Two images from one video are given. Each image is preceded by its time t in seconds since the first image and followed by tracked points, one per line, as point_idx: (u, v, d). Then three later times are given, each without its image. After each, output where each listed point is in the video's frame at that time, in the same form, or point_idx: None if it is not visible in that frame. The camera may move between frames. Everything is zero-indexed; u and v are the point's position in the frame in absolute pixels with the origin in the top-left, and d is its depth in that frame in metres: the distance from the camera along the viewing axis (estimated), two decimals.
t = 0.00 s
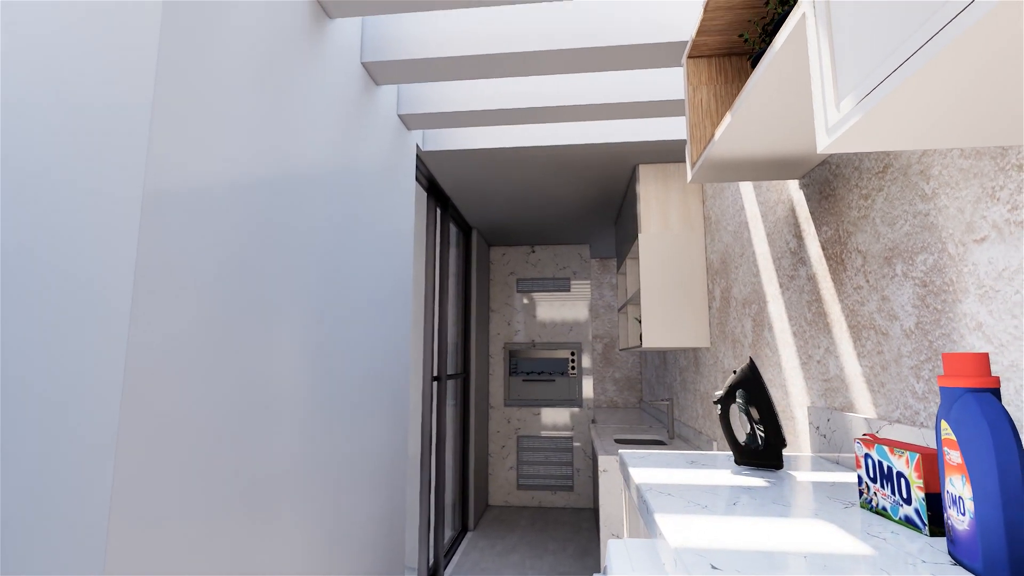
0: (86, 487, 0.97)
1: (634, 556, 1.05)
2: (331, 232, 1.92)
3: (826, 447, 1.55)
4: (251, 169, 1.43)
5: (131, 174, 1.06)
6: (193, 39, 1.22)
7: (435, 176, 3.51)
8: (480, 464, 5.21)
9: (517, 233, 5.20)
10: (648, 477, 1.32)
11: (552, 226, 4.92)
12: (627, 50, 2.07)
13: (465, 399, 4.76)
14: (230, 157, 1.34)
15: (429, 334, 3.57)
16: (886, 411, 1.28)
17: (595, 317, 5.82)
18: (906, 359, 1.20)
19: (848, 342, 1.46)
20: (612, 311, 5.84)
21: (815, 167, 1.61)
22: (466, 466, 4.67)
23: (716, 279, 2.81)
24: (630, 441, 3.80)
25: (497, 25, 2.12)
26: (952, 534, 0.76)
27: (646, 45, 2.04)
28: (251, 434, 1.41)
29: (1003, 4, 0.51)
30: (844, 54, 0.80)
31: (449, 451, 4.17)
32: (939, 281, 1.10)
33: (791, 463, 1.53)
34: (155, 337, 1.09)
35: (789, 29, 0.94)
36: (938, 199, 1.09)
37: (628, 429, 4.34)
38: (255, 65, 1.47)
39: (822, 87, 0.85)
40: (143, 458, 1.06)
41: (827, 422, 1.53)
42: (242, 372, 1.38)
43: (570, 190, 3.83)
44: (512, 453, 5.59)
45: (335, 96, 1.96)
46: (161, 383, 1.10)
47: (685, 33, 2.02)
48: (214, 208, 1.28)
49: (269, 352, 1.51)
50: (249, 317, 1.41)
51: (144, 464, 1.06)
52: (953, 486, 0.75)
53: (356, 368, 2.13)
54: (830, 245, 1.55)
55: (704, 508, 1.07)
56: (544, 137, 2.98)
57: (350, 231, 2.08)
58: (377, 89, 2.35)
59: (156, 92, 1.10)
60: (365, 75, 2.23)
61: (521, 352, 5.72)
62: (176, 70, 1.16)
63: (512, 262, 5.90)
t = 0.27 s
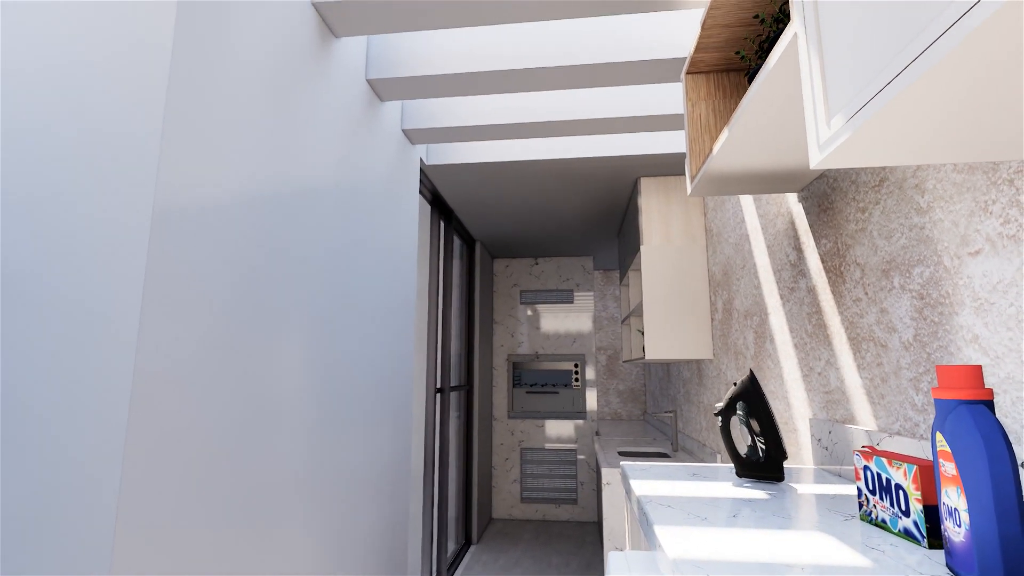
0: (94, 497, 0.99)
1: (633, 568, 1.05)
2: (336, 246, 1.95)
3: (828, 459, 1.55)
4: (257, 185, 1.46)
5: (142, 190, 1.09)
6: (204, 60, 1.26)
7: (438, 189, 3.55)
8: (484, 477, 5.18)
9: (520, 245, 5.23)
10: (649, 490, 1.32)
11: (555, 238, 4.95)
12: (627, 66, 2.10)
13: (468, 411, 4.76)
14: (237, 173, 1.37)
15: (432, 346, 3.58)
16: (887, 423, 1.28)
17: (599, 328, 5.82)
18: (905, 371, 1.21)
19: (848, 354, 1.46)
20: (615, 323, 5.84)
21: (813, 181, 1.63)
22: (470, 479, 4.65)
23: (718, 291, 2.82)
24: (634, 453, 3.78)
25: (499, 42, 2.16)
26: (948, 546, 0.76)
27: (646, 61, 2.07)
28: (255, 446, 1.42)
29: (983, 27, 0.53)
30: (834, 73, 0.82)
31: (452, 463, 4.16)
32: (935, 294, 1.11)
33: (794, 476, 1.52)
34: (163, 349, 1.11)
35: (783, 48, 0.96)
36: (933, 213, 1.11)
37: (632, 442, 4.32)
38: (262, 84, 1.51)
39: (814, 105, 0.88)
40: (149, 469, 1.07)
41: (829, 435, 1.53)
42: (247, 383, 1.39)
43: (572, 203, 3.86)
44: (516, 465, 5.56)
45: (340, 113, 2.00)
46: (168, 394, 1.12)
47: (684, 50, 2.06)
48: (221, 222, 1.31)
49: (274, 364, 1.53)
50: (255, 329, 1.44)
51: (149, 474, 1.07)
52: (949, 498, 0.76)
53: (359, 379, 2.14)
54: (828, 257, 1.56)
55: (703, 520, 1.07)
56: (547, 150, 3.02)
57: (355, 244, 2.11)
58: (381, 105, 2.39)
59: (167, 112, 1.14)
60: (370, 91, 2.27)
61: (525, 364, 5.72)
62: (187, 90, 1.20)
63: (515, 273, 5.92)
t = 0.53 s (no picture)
0: (103, 509, 1.01)
1: None
2: (342, 258, 1.98)
3: (832, 471, 1.54)
4: (265, 200, 1.50)
5: (153, 206, 1.12)
6: (215, 79, 1.29)
7: (443, 202, 3.59)
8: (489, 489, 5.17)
9: (525, 256, 5.25)
10: (651, 501, 1.33)
11: (559, 249, 4.97)
12: (628, 81, 2.13)
13: (473, 423, 4.75)
14: (245, 189, 1.41)
15: (437, 357, 3.60)
16: (889, 434, 1.28)
17: (603, 339, 5.82)
18: (905, 383, 1.21)
19: (849, 365, 1.47)
20: (620, 334, 5.84)
21: (813, 193, 1.64)
22: (474, 491, 4.64)
23: (722, 302, 2.82)
24: (639, 465, 3.76)
25: (502, 59, 2.20)
26: (947, 558, 0.77)
27: (646, 76, 2.11)
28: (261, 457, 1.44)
29: (963, 50, 0.55)
30: (827, 91, 0.84)
31: (457, 475, 4.15)
32: (934, 305, 1.11)
33: (797, 488, 1.52)
34: (172, 361, 1.13)
35: (778, 65, 0.99)
36: (930, 225, 1.12)
37: (637, 454, 4.30)
38: (271, 101, 1.55)
39: (808, 122, 0.89)
40: (158, 480, 1.09)
41: (832, 446, 1.53)
42: (254, 394, 1.42)
43: (576, 215, 3.89)
44: (521, 477, 5.54)
45: (347, 129, 2.05)
46: (176, 405, 1.14)
47: (684, 65, 2.09)
48: (230, 237, 1.34)
49: (280, 377, 1.55)
50: (262, 341, 1.46)
51: (158, 486, 1.09)
52: (947, 509, 0.76)
53: (364, 390, 2.16)
54: (829, 269, 1.57)
55: (704, 532, 1.08)
56: (550, 163, 3.05)
57: (360, 256, 2.14)
58: (387, 121, 2.44)
59: (179, 130, 1.17)
60: (375, 108, 2.31)
61: (529, 375, 5.72)
62: (198, 109, 1.24)
63: (520, 285, 5.94)
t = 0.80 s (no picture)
0: (113, 517, 1.03)
1: None
2: (348, 270, 2.00)
3: (838, 482, 1.54)
4: (273, 214, 1.53)
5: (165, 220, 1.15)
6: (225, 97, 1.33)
7: (449, 213, 3.62)
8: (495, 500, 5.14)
9: (530, 266, 5.27)
10: (654, 511, 1.33)
11: (564, 260, 4.99)
12: (630, 94, 2.16)
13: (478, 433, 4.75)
14: (254, 203, 1.44)
15: (443, 368, 3.61)
16: (893, 445, 1.28)
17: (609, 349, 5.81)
18: (908, 393, 1.21)
19: (853, 375, 1.46)
20: (626, 344, 5.82)
21: (815, 204, 1.65)
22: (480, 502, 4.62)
23: (726, 312, 2.82)
24: (646, 476, 3.74)
25: (506, 73, 2.24)
26: (948, 570, 0.76)
27: (648, 90, 2.13)
28: (267, 467, 1.46)
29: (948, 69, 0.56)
30: (821, 106, 0.85)
31: (462, 486, 4.14)
32: (935, 316, 1.12)
33: (802, 499, 1.52)
34: (182, 371, 1.16)
35: (773, 81, 1.01)
36: (929, 236, 1.13)
37: (644, 465, 4.27)
38: (280, 117, 1.58)
39: (803, 136, 0.91)
40: (166, 490, 1.11)
41: (837, 457, 1.52)
42: (261, 404, 1.43)
43: (581, 225, 3.91)
44: (527, 488, 5.52)
45: (354, 143, 2.08)
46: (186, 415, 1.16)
47: (686, 78, 2.11)
48: (239, 249, 1.36)
49: (287, 387, 1.57)
50: (269, 352, 1.48)
51: (166, 496, 1.11)
52: (948, 520, 0.76)
53: (370, 401, 2.17)
54: (832, 279, 1.57)
55: (706, 542, 1.08)
56: (554, 175, 3.08)
57: (367, 268, 2.17)
58: (393, 134, 2.48)
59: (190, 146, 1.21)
60: (382, 122, 2.36)
61: (535, 385, 5.71)
62: (209, 126, 1.27)
63: (526, 295, 5.95)
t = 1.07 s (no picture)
0: (125, 524, 1.05)
1: None
2: (356, 280, 2.03)
3: (845, 493, 1.53)
4: (283, 226, 1.56)
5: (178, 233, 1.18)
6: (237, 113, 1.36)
7: (455, 223, 3.66)
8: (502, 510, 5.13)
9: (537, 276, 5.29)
10: (659, 521, 1.33)
11: (571, 269, 5.00)
12: (633, 105, 2.19)
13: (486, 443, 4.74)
14: (264, 215, 1.47)
15: (449, 377, 3.62)
16: (900, 455, 1.27)
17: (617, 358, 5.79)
18: (914, 402, 1.21)
19: (859, 385, 1.46)
20: (633, 353, 5.80)
21: (819, 213, 1.66)
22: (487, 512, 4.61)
23: (733, 321, 2.82)
24: (654, 486, 3.71)
25: (511, 86, 2.27)
26: None
27: (651, 101, 2.16)
28: (275, 476, 1.47)
29: (937, 88, 0.57)
30: (818, 118, 0.86)
31: (470, 496, 4.13)
32: (939, 324, 1.12)
33: (810, 509, 1.51)
34: (193, 381, 1.18)
35: (772, 93, 1.02)
36: (932, 245, 1.13)
37: (652, 475, 4.24)
38: (289, 131, 1.62)
39: (802, 148, 0.92)
40: (177, 498, 1.13)
41: (844, 467, 1.52)
42: (269, 413, 1.45)
43: (587, 234, 3.92)
44: (534, 498, 5.49)
45: (361, 156, 2.12)
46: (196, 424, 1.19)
47: (689, 89, 2.13)
48: (249, 261, 1.39)
49: (295, 396, 1.59)
50: (277, 362, 1.50)
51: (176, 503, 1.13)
52: (951, 530, 0.76)
53: (378, 410, 2.19)
54: (836, 288, 1.57)
55: (710, 552, 1.08)
56: (560, 185, 3.10)
57: (374, 278, 2.19)
58: (400, 146, 2.52)
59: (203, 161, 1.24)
60: (389, 134, 2.39)
61: (543, 394, 5.71)
62: (220, 141, 1.30)
63: (533, 304, 5.96)
